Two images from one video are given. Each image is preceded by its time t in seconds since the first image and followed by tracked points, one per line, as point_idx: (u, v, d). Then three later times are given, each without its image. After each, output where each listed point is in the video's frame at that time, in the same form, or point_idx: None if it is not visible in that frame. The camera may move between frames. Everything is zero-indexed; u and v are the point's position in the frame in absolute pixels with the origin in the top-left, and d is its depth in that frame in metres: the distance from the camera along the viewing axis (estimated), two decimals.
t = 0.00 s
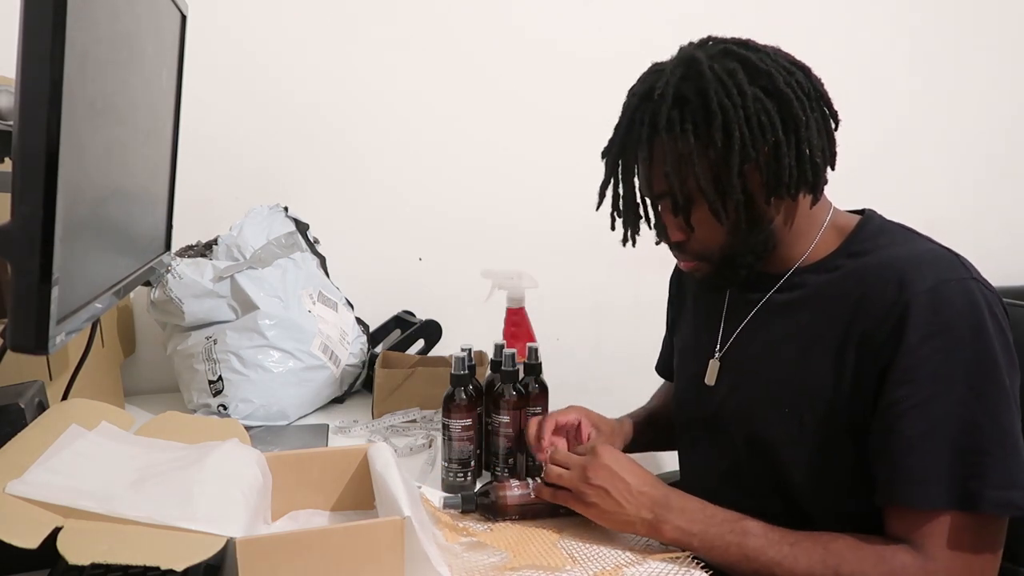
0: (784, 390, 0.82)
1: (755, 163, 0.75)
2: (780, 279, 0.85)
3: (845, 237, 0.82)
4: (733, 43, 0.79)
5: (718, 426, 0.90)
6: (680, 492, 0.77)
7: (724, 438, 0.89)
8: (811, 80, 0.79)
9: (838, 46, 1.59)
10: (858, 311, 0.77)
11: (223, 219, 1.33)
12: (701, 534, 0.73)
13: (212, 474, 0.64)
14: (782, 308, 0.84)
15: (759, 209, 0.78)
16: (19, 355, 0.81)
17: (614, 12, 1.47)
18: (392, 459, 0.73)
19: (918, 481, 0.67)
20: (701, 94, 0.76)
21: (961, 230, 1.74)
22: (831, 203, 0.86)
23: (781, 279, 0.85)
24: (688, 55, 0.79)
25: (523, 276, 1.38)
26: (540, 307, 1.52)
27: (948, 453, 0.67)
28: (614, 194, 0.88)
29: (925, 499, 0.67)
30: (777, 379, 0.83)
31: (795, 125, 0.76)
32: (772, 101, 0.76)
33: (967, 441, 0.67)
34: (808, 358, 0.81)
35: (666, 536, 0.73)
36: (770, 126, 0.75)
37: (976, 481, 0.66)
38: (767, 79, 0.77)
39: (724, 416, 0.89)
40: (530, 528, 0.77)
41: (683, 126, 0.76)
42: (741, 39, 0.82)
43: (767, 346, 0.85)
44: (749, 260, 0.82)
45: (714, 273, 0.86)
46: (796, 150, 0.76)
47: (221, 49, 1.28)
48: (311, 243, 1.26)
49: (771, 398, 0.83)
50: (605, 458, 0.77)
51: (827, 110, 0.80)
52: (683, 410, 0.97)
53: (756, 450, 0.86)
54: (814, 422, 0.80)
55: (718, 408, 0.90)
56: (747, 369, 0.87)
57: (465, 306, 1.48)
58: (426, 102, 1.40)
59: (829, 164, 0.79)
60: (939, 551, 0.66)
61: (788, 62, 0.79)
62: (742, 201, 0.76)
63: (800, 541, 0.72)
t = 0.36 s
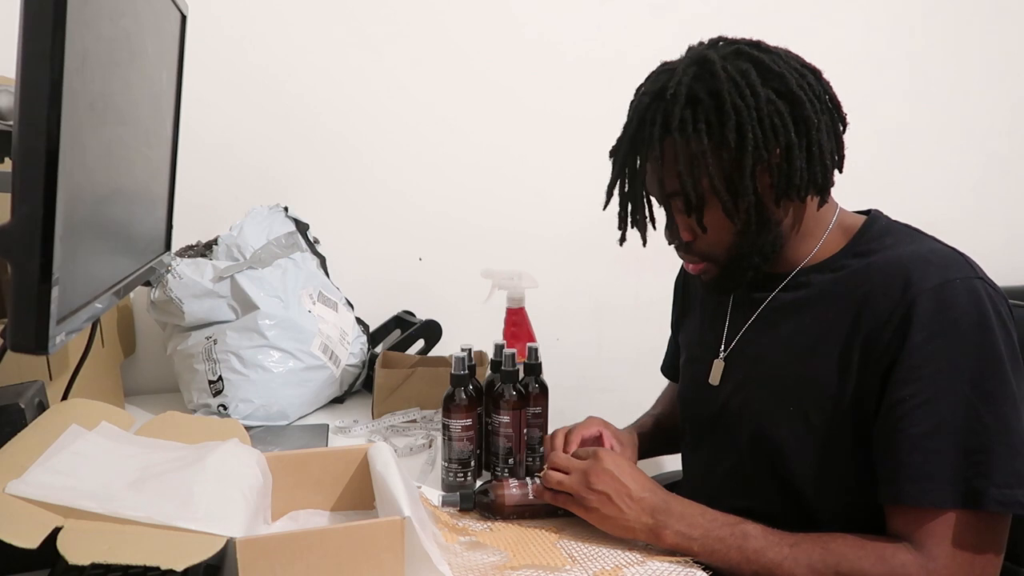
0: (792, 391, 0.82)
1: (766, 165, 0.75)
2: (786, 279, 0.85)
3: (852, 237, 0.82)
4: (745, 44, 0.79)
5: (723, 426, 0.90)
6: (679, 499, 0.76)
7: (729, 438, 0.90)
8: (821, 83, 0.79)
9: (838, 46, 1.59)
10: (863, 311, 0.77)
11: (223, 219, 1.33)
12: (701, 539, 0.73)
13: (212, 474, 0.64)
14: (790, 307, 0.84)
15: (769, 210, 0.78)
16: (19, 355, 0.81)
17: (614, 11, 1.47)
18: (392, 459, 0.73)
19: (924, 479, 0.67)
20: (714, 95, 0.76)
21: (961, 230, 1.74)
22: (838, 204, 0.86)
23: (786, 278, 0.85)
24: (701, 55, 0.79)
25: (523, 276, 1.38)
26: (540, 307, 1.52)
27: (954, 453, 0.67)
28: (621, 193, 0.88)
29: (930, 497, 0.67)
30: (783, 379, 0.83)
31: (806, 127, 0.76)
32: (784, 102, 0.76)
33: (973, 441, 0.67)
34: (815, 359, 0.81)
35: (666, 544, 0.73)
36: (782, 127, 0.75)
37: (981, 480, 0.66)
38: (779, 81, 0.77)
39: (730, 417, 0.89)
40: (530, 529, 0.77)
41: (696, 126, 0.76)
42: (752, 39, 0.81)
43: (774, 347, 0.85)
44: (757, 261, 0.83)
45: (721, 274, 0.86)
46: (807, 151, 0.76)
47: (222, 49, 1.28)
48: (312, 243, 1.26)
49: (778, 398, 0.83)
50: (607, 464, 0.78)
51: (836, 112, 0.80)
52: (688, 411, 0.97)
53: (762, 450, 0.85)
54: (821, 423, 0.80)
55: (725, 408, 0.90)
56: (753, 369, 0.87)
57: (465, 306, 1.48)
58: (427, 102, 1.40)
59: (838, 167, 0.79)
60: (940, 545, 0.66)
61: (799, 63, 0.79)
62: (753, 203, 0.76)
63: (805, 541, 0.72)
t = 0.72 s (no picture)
0: (795, 391, 0.82)
1: (770, 162, 0.75)
2: (786, 279, 0.85)
3: (852, 237, 0.82)
4: (746, 41, 0.80)
5: (726, 427, 0.90)
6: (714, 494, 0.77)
7: (731, 439, 0.89)
8: (822, 80, 0.79)
9: (838, 46, 1.59)
10: (870, 311, 0.77)
11: (223, 219, 1.33)
12: (746, 532, 0.72)
13: (211, 474, 0.64)
14: (792, 306, 0.84)
15: (772, 208, 0.78)
16: (19, 355, 0.81)
17: (614, 11, 1.47)
18: (392, 459, 0.73)
19: (939, 476, 0.67)
20: (716, 92, 0.76)
21: (961, 230, 1.74)
22: (837, 204, 0.87)
23: (787, 279, 0.85)
24: (702, 52, 0.79)
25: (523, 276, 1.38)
26: (540, 307, 1.52)
27: (968, 450, 0.67)
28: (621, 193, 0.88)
29: (945, 494, 0.66)
30: (786, 379, 0.83)
31: (809, 123, 0.76)
32: (787, 99, 0.76)
33: (986, 438, 0.66)
34: (819, 358, 0.81)
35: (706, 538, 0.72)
36: (786, 124, 0.75)
37: (997, 477, 0.65)
38: (781, 78, 0.77)
39: (732, 417, 0.89)
40: (528, 530, 0.77)
41: (699, 123, 0.76)
42: (753, 38, 0.82)
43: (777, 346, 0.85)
44: (759, 260, 0.82)
45: (723, 273, 0.85)
46: (810, 148, 0.76)
47: (221, 49, 1.28)
48: (311, 243, 1.26)
49: (781, 398, 0.83)
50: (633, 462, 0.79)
51: (837, 110, 0.80)
52: (688, 412, 0.97)
53: (767, 451, 0.85)
54: (825, 421, 0.80)
55: (727, 408, 0.90)
56: (755, 369, 0.86)
57: (465, 306, 1.48)
58: (427, 102, 1.40)
59: (838, 165, 0.79)
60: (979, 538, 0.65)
61: (800, 61, 0.79)
62: (757, 200, 0.76)
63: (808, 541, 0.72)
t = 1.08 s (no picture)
0: (791, 391, 0.82)
1: (766, 159, 0.75)
2: (783, 279, 0.85)
3: (848, 237, 0.82)
4: (745, 39, 0.80)
5: (721, 428, 0.90)
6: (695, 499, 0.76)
7: (726, 441, 0.89)
8: (821, 79, 0.79)
9: (838, 46, 1.59)
10: (861, 313, 0.77)
11: (223, 219, 1.33)
12: (718, 538, 0.72)
13: (211, 474, 0.64)
14: (787, 306, 0.84)
15: (768, 206, 0.78)
16: (19, 355, 0.81)
17: (614, 11, 1.47)
18: (391, 459, 0.73)
19: (928, 481, 0.67)
20: (714, 88, 0.76)
21: (961, 230, 1.74)
22: (833, 204, 0.87)
23: (783, 279, 0.85)
24: (701, 48, 0.79)
25: (523, 276, 1.37)
26: (540, 307, 1.52)
27: (955, 456, 0.67)
28: (617, 190, 0.88)
29: (931, 500, 0.66)
30: (782, 378, 0.83)
31: (806, 122, 0.76)
32: (784, 97, 0.76)
33: (973, 443, 0.66)
34: (815, 358, 0.80)
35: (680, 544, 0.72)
36: (783, 122, 0.75)
37: (982, 484, 0.65)
38: (780, 76, 0.77)
39: (727, 418, 0.89)
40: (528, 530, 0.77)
41: (696, 119, 0.76)
42: (752, 36, 0.82)
43: (773, 347, 0.85)
44: (754, 259, 0.82)
45: (718, 271, 0.85)
46: (807, 147, 0.76)
47: (222, 49, 1.28)
48: (311, 243, 1.26)
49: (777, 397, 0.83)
50: (611, 462, 0.78)
51: (835, 110, 0.80)
52: (684, 414, 0.97)
53: (762, 452, 0.85)
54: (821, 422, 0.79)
55: (723, 409, 0.90)
56: (752, 369, 0.86)
57: (465, 306, 1.48)
58: (427, 102, 1.40)
59: (835, 165, 0.79)
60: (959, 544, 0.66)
61: (798, 59, 0.79)
62: (753, 197, 0.76)
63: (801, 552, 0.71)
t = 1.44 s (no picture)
0: (785, 392, 0.82)
1: (755, 160, 0.75)
2: (775, 281, 0.85)
3: (840, 238, 0.82)
4: (736, 39, 0.80)
5: (716, 429, 0.90)
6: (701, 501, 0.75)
7: (720, 442, 0.89)
8: (813, 80, 0.79)
9: (838, 46, 1.59)
10: (856, 312, 0.77)
11: (223, 219, 1.33)
12: (716, 538, 0.71)
13: (212, 474, 0.64)
14: (780, 307, 0.84)
15: (757, 207, 0.78)
16: (19, 355, 0.81)
17: (614, 11, 1.47)
18: (386, 454, 0.73)
19: (929, 481, 0.66)
20: (703, 88, 0.76)
21: (961, 230, 1.74)
22: (826, 205, 0.87)
23: (776, 281, 0.85)
24: (692, 49, 0.79)
25: (523, 276, 1.37)
26: (540, 307, 1.52)
27: (957, 456, 0.66)
28: (610, 190, 0.89)
29: (934, 499, 0.66)
30: (774, 379, 0.83)
31: (797, 123, 0.76)
32: (774, 98, 0.76)
33: (976, 442, 0.66)
34: (808, 359, 0.81)
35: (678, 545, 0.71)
36: (773, 123, 0.75)
37: (988, 484, 0.65)
38: (770, 76, 0.77)
39: (722, 418, 0.89)
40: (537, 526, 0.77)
41: (685, 120, 0.76)
42: (743, 35, 0.82)
43: (766, 347, 0.85)
44: (745, 260, 0.82)
45: (709, 272, 0.85)
46: (797, 149, 0.76)
47: (222, 49, 1.28)
48: (311, 243, 1.26)
49: (771, 397, 0.83)
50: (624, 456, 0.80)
51: (827, 110, 0.80)
52: (682, 415, 0.97)
53: (756, 454, 0.85)
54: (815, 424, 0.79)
55: (718, 408, 0.90)
56: (746, 370, 0.86)
57: (466, 306, 1.48)
58: (427, 102, 1.40)
59: (827, 166, 0.79)
60: (965, 541, 0.65)
61: (790, 59, 0.79)
62: (742, 198, 0.76)
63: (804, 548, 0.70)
